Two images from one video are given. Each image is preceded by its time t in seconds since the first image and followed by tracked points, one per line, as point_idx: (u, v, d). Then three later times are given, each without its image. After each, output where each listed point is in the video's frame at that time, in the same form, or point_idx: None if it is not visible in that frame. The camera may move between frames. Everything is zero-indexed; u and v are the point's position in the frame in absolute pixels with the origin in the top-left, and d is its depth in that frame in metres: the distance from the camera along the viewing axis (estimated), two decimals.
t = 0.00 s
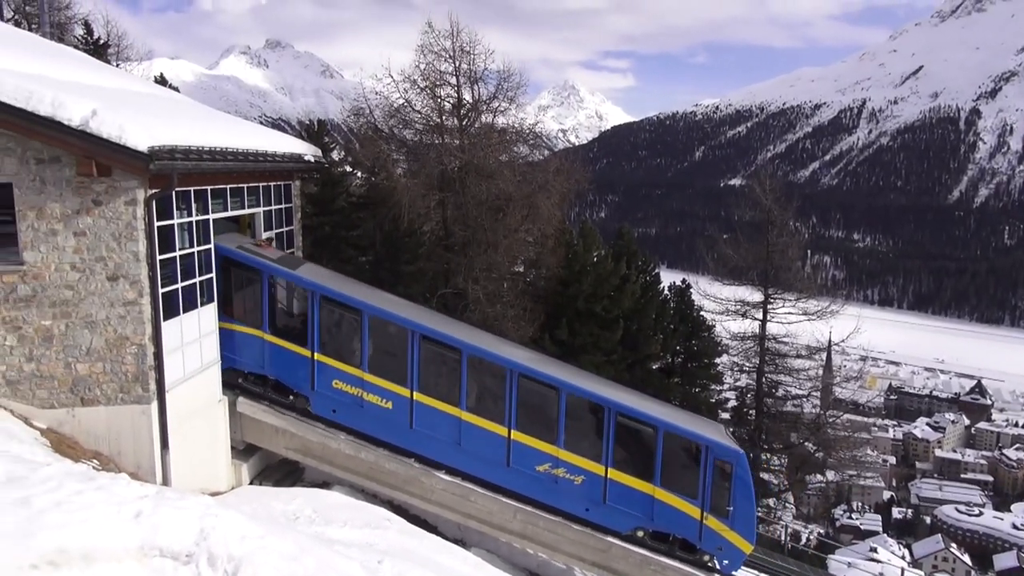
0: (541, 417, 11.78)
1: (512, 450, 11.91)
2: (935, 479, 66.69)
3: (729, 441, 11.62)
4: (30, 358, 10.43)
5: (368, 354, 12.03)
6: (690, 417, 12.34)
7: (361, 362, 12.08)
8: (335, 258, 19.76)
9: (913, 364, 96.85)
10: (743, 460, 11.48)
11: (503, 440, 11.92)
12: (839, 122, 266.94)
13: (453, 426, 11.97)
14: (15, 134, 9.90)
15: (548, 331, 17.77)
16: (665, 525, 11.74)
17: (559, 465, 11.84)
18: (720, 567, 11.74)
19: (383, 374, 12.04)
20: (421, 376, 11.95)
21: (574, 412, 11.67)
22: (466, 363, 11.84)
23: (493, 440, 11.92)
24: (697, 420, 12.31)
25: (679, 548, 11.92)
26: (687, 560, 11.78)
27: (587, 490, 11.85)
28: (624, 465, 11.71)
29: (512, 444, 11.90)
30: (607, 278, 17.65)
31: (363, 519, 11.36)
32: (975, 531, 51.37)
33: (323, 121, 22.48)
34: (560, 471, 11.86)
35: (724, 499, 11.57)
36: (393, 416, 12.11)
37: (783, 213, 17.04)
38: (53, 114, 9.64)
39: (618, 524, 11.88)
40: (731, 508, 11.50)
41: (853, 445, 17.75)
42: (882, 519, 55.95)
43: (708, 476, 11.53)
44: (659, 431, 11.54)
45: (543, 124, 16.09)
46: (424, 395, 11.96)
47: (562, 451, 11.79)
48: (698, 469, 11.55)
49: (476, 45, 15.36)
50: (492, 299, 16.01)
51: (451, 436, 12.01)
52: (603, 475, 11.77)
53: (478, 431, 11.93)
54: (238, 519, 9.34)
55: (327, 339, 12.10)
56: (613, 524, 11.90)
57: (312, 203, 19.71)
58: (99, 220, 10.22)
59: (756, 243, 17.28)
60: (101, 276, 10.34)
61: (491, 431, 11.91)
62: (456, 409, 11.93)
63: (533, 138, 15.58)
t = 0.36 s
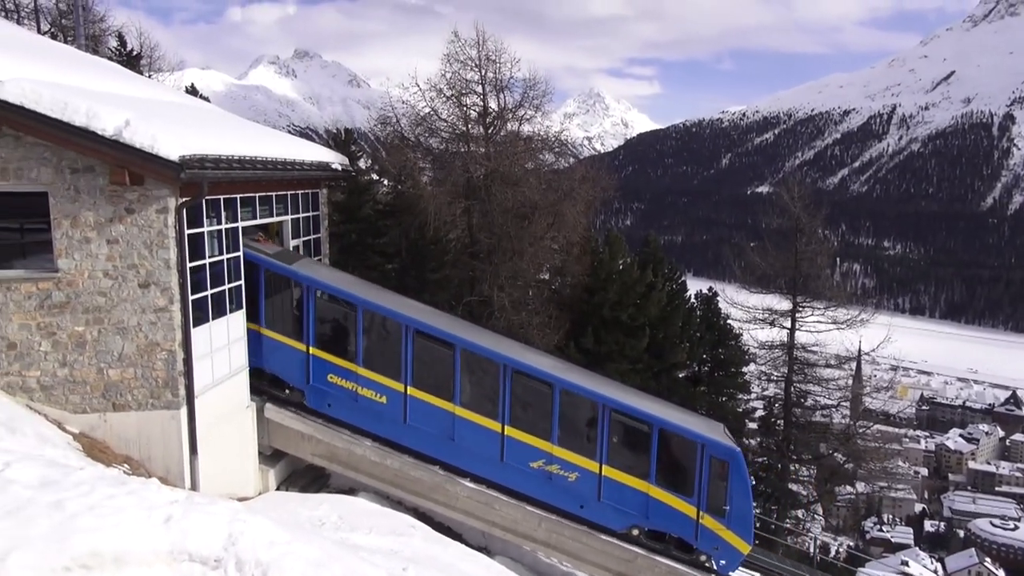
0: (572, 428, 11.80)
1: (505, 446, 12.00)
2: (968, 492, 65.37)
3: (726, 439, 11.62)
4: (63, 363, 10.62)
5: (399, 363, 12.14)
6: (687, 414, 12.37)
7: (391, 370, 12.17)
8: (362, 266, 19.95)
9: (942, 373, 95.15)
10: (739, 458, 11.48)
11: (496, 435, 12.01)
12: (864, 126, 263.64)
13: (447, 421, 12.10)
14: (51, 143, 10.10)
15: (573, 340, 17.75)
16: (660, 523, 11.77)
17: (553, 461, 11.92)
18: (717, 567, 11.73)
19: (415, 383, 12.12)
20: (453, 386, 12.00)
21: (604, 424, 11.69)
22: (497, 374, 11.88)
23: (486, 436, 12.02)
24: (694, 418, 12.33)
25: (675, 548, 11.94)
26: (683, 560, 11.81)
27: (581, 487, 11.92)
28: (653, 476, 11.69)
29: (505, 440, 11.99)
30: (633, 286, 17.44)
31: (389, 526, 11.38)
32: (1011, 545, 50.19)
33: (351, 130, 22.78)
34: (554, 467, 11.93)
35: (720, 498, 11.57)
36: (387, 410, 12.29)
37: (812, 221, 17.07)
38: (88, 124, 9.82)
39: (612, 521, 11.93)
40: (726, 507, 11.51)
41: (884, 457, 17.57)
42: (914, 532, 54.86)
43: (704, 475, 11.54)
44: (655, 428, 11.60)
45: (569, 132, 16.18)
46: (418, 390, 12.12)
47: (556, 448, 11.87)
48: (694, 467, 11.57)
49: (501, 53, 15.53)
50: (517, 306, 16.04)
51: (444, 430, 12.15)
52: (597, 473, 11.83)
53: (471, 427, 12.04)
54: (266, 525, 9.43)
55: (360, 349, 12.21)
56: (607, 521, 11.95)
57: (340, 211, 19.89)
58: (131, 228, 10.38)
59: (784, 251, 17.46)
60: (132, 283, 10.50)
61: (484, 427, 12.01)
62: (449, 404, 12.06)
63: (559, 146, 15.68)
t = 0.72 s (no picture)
0: (599, 436, 11.78)
1: (499, 440, 12.07)
2: (1000, 506, 63.99)
3: (722, 437, 11.63)
4: (95, 366, 10.80)
5: (427, 370, 12.18)
6: (684, 412, 12.40)
7: (418, 377, 12.21)
8: (388, 272, 20.12)
9: (971, 383, 93.48)
10: (735, 457, 11.50)
11: (490, 430, 12.08)
12: (888, 131, 260.24)
13: (441, 415, 12.19)
14: (84, 150, 10.30)
15: (598, 347, 17.70)
16: (655, 521, 11.80)
17: (547, 456, 11.98)
18: (713, 566, 11.70)
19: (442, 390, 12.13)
20: (480, 394, 12.03)
21: (631, 432, 11.72)
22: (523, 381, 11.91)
23: (480, 430, 12.10)
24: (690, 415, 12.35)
25: (671, 546, 11.91)
26: (679, 558, 11.80)
27: (575, 483, 11.97)
28: (678, 485, 11.67)
29: (499, 434, 12.06)
30: (658, 293, 17.44)
31: (412, 532, 11.40)
32: None
33: (378, 137, 23.06)
34: (548, 463, 11.98)
35: (716, 496, 11.58)
36: (381, 403, 12.40)
37: (841, 229, 16.98)
38: (121, 131, 10.02)
39: (606, 517, 11.96)
40: (723, 506, 11.53)
41: (913, 468, 17.36)
42: (946, 546, 53.74)
43: (700, 473, 11.56)
44: (650, 425, 11.65)
45: (594, 139, 16.29)
46: (413, 384, 12.23)
47: (551, 443, 11.93)
48: (690, 464, 11.60)
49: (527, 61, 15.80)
50: (541, 313, 16.03)
51: (439, 424, 12.23)
52: (592, 469, 11.87)
53: (465, 421, 12.11)
54: (293, 530, 9.36)
55: (388, 356, 12.26)
56: (602, 518, 11.99)
57: (366, 218, 20.04)
58: (162, 233, 10.54)
59: (812, 259, 17.36)
60: (162, 288, 10.65)
61: (479, 421, 12.09)
62: (443, 398, 12.15)
63: (584, 152, 15.80)
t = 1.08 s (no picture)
0: (628, 446, 11.80)
1: (495, 435, 12.14)
2: None
3: (718, 433, 11.70)
4: (124, 369, 10.95)
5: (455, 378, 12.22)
6: (680, 408, 12.48)
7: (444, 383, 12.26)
8: (412, 277, 20.29)
9: (999, 392, 91.79)
10: (732, 453, 11.56)
11: (486, 424, 12.16)
12: (912, 134, 256.79)
13: (437, 409, 12.30)
14: (114, 157, 10.46)
15: (622, 353, 17.60)
16: (651, 517, 11.85)
17: (543, 451, 12.04)
18: (710, 564, 11.72)
19: (468, 397, 12.18)
20: (506, 401, 12.06)
21: (657, 441, 11.72)
22: (549, 389, 11.95)
23: (476, 424, 12.17)
24: (686, 411, 12.45)
25: (667, 544, 11.97)
26: (675, 556, 11.86)
27: (571, 478, 12.03)
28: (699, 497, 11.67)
29: (495, 429, 12.13)
30: (683, 300, 17.40)
31: (435, 537, 11.41)
32: None
33: (403, 144, 23.31)
34: (544, 458, 12.05)
35: (712, 493, 11.65)
36: (378, 396, 12.52)
37: (868, 235, 16.87)
38: (151, 138, 10.16)
39: (601, 513, 12.01)
40: (719, 503, 11.59)
41: (944, 478, 17.16)
42: (976, 559, 52.70)
43: (696, 469, 11.63)
44: (645, 420, 11.72)
45: (618, 145, 16.49)
46: (410, 377, 12.34)
47: (546, 438, 11.99)
48: (687, 461, 11.66)
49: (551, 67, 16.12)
50: (565, 319, 16.10)
51: (436, 418, 12.33)
52: (587, 464, 11.93)
53: (461, 415, 12.21)
54: (317, 533, 9.26)
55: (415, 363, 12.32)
56: (597, 514, 12.04)
57: (391, 223, 20.54)
58: (190, 239, 10.66)
59: (840, 265, 17.22)
60: (190, 293, 10.78)
61: (475, 416, 12.18)
62: (439, 392, 12.27)
63: (608, 158, 15.99)
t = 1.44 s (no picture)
0: (653, 455, 11.79)
1: (491, 429, 12.26)
2: None
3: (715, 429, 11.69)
4: (151, 374, 11.08)
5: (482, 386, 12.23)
6: (677, 403, 12.48)
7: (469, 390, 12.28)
8: (435, 283, 20.47)
9: None
10: (728, 449, 11.55)
11: (483, 419, 12.29)
12: (938, 136, 252.96)
13: (433, 403, 12.44)
14: (142, 164, 10.62)
15: (645, 359, 17.53)
16: (647, 513, 11.90)
17: (539, 446, 12.15)
18: (707, 561, 11.75)
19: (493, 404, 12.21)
20: (531, 407, 12.11)
21: (681, 448, 11.68)
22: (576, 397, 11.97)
23: (472, 419, 12.30)
24: (683, 406, 12.46)
25: (664, 540, 12.02)
26: (672, 551, 11.92)
27: (567, 473, 12.11)
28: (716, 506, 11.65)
29: (491, 423, 12.26)
30: (706, 305, 17.38)
31: (457, 543, 11.42)
32: None
33: (425, 150, 23.51)
34: (539, 452, 12.15)
35: (708, 489, 11.67)
36: (375, 390, 12.68)
37: (896, 239, 16.80)
38: (177, 146, 10.29)
39: (598, 509, 12.09)
40: (715, 499, 11.61)
41: (973, 487, 17.09)
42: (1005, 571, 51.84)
43: (692, 465, 11.65)
44: (641, 415, 11.78)
45: (641, 150, 16.73)
46: (407, 372, 12.50)
47: (542, 433, 12.10)
48: (683, 457, 11.69)
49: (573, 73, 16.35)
50: (587, 324, 16.20)
51: (432, 412, 12.48)
52: (583, 459, 12.02)
53: (458, 409, 12.35)
54: (342, 538, 9.12)
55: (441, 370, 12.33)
56: (593, 509, 12.12)
57: (414, 229, 20.47)
58: (216, 245, 10.78)
59: (867, 271, 17.15)
60: (216, 298, 10.89)
61: (472, 410, 12.30)
62: (436, 386, 12.40)
63: (631, 163, 16.14)
